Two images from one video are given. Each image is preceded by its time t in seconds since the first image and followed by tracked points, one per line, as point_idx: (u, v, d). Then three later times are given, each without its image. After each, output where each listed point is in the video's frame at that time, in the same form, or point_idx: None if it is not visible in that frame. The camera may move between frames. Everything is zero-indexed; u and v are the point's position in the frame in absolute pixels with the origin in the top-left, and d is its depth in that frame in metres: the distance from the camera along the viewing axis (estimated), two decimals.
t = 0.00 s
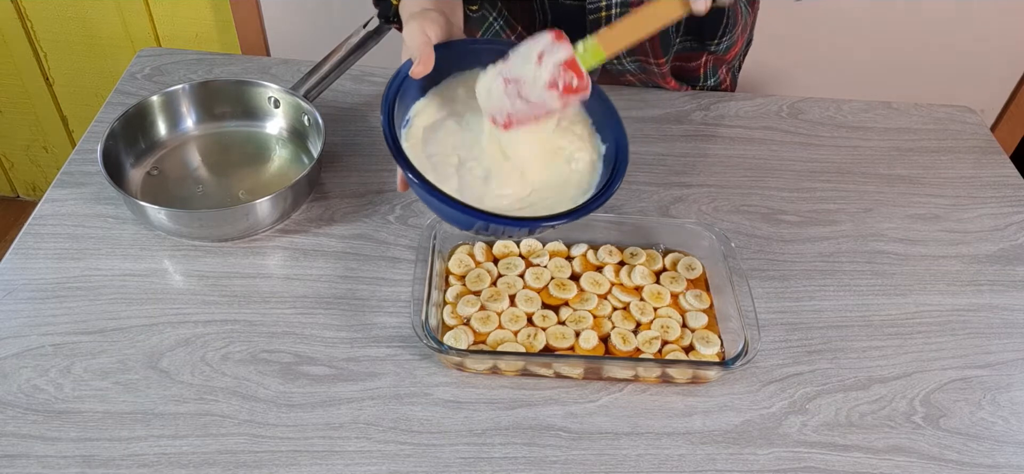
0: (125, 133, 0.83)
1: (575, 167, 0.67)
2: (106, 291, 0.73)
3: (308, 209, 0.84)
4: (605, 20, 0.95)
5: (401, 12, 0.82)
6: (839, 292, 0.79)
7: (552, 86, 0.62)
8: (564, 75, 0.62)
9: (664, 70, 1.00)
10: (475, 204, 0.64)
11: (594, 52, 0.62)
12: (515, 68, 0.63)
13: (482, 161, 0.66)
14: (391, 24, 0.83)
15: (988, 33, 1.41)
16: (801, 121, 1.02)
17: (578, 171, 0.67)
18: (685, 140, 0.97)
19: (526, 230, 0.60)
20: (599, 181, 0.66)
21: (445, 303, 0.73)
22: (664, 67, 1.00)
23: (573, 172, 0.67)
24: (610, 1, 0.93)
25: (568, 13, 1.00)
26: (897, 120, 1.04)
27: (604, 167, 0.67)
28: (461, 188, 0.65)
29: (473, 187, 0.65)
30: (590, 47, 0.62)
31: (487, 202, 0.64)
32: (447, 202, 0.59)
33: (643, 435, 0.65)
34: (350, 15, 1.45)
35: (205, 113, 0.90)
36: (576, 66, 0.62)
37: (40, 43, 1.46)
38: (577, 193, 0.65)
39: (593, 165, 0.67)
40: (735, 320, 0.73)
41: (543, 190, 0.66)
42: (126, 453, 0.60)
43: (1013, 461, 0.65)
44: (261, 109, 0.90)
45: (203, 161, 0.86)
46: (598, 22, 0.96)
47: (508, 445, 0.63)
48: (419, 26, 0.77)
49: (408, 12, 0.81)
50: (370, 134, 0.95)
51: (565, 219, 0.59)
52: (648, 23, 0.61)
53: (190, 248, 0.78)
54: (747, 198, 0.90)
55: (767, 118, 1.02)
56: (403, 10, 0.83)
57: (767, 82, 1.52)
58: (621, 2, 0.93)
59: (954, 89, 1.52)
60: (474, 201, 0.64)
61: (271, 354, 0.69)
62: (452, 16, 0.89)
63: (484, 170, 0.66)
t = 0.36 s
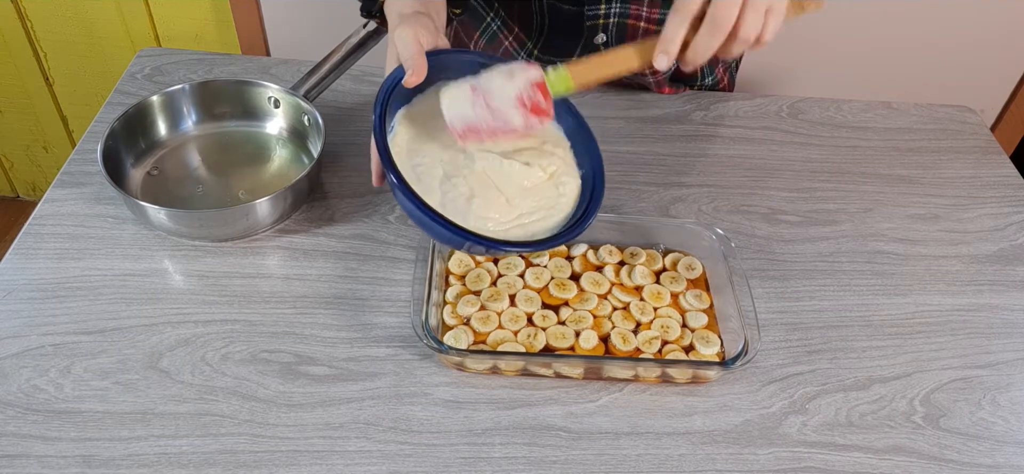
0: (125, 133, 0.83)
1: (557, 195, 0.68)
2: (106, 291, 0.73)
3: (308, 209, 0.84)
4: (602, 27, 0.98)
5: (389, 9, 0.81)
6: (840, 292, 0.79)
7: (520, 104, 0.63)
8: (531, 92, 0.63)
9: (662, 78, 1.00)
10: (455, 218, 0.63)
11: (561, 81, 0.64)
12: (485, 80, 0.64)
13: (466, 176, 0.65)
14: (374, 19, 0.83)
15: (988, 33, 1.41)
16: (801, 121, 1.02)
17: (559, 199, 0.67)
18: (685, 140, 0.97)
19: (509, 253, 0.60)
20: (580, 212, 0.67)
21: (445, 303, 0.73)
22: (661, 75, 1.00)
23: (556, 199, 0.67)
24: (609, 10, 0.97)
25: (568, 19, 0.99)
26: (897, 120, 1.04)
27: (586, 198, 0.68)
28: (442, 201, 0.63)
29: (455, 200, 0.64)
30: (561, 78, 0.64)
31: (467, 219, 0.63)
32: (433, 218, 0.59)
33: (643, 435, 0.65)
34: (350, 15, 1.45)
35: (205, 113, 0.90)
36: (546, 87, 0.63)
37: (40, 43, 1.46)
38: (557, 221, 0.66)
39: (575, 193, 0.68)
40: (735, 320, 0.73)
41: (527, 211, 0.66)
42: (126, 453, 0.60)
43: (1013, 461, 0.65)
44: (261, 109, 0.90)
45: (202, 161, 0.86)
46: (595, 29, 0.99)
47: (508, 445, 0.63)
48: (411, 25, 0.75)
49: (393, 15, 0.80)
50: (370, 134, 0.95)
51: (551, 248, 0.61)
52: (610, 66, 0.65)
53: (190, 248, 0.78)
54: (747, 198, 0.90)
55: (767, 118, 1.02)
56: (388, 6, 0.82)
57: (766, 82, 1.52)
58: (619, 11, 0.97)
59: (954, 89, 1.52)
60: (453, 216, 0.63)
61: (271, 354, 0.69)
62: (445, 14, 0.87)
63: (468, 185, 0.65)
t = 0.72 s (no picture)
0: (125, 132, 0.83)
1: (571, 206, 0.67)
2: (106, 291, 0.73)
3: (308, 210, 0.84)
4: (604, 32, 0.99)
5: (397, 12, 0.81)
6: (839, 292, 0.79)
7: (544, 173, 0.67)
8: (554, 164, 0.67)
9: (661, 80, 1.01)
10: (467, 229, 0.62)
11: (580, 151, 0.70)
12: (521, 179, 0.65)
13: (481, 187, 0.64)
14: (379, 21, 0.82)
15: (988, 33, 1.41)
16: (801, 121, 1.02)
17: (573, 211, 0.67)
18: (685, 140, 0.97)
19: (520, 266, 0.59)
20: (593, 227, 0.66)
21: (444, 303, 0.73)
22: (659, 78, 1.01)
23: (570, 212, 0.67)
24: (611, 15, 0.97)
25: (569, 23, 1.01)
26: (897, 120, 1.04)
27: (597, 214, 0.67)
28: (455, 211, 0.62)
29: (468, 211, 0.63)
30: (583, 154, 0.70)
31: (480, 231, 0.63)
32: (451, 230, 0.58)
33: (643, 435, 0.65)
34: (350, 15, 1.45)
35: (205, 113, 0.90)
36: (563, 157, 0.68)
37: (40, 43, 1.46)
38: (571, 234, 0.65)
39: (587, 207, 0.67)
40: (735, 320, 0.73)
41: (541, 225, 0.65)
42: (126, 453, 0.60)
43: (1013, 461, 0.65)
44: (261, 109, 0.90)
45: (203, 161, 0.86)
46: (597, 34, 0.99)
47: (508, 445, 0.63)
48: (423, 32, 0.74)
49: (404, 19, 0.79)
50: (370, 134, 0.95)
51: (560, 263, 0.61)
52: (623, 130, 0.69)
53: (190, 248, 0.78)
54: (747, 198, 0.90)
55: (767, 118, 1.02)
56: (396, 10, 0.82)
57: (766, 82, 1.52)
58: (621, 16, 0.97)
59: (954, 89, 1.52)
60: (468, 226, 0.62)
61: (271, 354, 0.69)
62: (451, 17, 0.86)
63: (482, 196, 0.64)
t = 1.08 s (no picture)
0: (125, 132, 0.83)
1: (574, 200, 0.66)
2: (106, 291, 0.73)
3: (308, 210, 0.84)
4: (604, 36, 0.98)
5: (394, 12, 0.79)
6: (839, 292, 0.79)
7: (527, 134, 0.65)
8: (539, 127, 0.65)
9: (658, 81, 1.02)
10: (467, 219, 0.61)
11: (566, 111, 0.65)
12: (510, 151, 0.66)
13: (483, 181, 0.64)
14: (379, 21, 0.82)
15: (988, 33, 1.41)
16: (801, 121, 1.02)
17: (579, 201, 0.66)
18: (685, 140, 0.97)
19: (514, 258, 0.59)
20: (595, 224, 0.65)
21: (444, 303, 0.73)
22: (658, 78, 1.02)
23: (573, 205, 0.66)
24: (611, 19, 0.96)
25: (567, 25, 0.99)
26: (897, 120, 1.04)
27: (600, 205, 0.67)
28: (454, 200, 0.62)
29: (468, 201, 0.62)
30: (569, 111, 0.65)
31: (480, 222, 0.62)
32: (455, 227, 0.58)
33: (643, 435, 0.65)
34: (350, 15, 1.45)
35: (205, 113, 0.90)
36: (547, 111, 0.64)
37: (40, 43, 1.46)
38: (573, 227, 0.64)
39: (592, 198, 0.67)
40: (735, 320, 0.73)
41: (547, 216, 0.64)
42: (126, 453, 0.60)
43: (1013, 461, 0.65)
44: (261, 109, 0.90)
45: (203, 161, 0.86)
46: (597, 37, 0.98)
47: (508, 445, 0.63)
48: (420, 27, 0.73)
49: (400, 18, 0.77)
50: (370, 134, 0.95)
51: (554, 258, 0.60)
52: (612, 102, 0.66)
53: (190, 248, 0.78)
54: (747, 198, 0.90)
55: (767, 118, 1.02)
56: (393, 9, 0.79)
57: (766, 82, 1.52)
58: (621, 20, 0.95)
59: (954, 89, 1.52)
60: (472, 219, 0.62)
61: (271, 354, 0.69)
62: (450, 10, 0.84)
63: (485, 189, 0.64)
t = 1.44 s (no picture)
0: (125, 133, 0.83)
1: (534, 214, 0.69)
2: (106, 291, 0.73)
3: (308, 210, 0.84)
4: (602, 42, 0.97)
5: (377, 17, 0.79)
6: (840, 292, 0.79)
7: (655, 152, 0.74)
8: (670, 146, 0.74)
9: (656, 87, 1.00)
10: (418, 226, 0.64)
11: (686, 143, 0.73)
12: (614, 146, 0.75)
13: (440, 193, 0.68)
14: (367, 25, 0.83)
15: (988, 33, 1.41)
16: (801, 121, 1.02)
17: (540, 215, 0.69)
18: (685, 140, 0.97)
19: (460, 264, 0.61)
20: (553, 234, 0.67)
21: (444, 303, 0.73)
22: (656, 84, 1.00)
23: (531, 219, 0.68)
24: (610, 25, 0.94)
25: (567, 31, 0.96)
26: (897, 120, 1.04)
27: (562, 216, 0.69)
28: (408, 207, 0.65)
29: (423, 210, 0.65)
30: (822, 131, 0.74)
31: (433, 229, 0.64)
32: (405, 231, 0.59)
33: (643, 435, 0.65)
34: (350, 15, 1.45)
35: (205, 113, 0.90)
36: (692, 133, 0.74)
37: (40, 43, 1.46)
38: (531, 239, 0.67)
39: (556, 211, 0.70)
40: (735, 320, 0.73)
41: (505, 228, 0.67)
42: (126, 453, 0.60)
43: (1013, 461, 0.65)
44: (261, 109, 0.90)
45: (203, 161, 0.86)
46: (596, 43, 0.97)
47: (508, 445, 0.63)
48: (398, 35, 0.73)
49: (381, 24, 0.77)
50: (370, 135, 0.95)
51: (505, 265, 0.62)
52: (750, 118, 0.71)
53: (189, 248, 0.78)
54: (747, 198, 0.90)
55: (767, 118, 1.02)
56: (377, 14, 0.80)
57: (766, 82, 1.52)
58: (620, 26, 0.94)
59: (954, 89, 1.52)
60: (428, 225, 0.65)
61: (271, 354, 0.69)
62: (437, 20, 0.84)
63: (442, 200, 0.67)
